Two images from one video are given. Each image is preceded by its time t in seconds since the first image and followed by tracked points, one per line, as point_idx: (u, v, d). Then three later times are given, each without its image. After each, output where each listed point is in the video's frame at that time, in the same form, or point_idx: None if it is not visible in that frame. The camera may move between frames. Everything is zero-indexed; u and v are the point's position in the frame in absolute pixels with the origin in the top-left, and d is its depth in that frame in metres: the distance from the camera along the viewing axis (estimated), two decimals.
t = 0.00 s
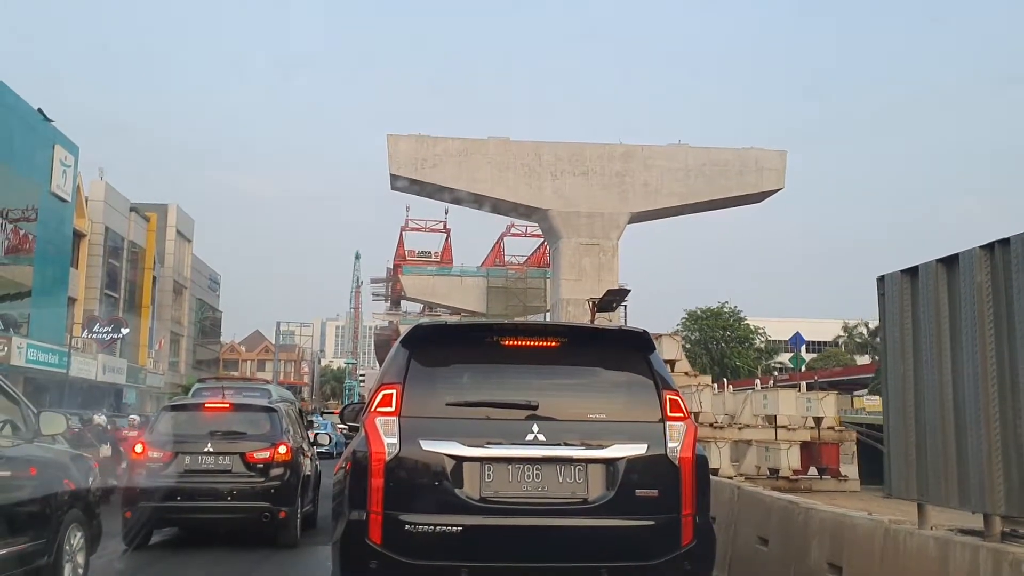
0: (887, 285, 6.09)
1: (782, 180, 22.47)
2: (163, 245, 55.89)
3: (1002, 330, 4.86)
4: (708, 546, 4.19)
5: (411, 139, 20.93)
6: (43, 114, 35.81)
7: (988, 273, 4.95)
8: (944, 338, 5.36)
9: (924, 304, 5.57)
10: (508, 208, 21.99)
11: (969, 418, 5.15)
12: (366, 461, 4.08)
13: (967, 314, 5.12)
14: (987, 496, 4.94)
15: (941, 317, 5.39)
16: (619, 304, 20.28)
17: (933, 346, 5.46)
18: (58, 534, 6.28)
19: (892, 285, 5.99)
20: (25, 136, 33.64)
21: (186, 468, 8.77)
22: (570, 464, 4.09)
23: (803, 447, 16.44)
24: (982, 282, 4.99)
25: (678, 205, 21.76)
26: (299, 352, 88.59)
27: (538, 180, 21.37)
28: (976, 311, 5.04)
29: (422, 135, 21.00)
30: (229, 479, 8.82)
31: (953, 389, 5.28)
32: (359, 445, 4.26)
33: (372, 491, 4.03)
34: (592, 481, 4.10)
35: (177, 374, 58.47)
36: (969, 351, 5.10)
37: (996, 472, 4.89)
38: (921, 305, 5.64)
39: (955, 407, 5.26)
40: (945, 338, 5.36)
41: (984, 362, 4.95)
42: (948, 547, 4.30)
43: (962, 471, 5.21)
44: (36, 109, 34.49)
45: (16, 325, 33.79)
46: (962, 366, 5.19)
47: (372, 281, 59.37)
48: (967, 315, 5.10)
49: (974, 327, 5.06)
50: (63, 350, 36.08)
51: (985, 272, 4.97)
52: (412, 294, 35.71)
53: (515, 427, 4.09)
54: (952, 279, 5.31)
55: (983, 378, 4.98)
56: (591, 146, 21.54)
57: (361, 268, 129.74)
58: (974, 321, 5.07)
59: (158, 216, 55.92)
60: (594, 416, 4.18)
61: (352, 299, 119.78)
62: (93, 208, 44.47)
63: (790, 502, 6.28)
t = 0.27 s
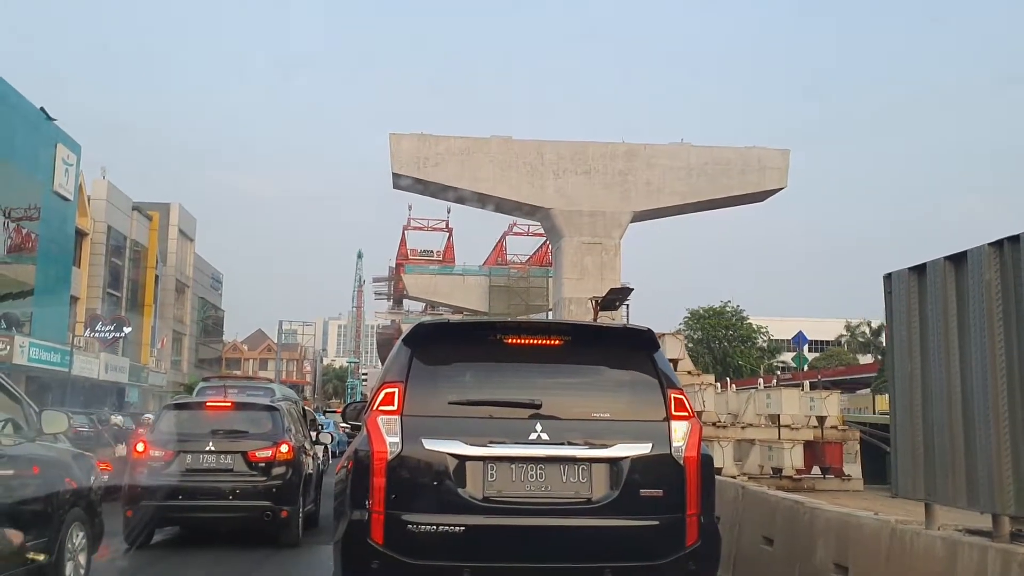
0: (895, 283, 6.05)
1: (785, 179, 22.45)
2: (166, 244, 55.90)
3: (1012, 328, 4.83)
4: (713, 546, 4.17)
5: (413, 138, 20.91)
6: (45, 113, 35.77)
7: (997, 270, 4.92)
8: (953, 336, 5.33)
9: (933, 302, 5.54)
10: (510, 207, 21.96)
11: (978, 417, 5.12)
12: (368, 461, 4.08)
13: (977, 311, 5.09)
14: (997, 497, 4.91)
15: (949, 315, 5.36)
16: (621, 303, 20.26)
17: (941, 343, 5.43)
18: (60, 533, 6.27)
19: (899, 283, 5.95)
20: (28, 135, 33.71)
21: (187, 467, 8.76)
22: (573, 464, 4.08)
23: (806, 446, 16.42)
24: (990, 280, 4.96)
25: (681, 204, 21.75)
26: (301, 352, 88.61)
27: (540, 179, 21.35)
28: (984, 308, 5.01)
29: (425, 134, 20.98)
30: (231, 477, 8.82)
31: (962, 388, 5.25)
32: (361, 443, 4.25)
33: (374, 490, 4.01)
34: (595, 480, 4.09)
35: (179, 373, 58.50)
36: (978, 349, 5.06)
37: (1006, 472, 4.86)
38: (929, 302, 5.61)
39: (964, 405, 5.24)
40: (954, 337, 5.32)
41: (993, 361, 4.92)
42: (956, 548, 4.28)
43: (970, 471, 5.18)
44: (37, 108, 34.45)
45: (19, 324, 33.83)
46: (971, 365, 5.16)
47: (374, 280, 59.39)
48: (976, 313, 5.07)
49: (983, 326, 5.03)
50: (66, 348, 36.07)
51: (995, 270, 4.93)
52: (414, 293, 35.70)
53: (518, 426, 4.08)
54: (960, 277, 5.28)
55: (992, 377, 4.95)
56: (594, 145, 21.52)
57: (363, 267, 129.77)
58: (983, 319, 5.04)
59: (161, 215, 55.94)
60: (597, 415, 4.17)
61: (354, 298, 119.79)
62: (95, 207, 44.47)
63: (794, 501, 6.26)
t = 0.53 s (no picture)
0: (901, 279, 6.00)
1: (786, 178, 22.44)
2: (167, 242, 55.91)
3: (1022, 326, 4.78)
4: (717, 545, 4.16)
5: (414, 136, 20.89)
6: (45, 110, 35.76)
7: (1006, 267, 4.86)
8: (963, 334, 5.26)
9: (940, 299, 5.49)
10: (512, 206, 21.95)
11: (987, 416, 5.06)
12: (368, 459, 4.06)
13: (985, 307, 5.04)
14: (1006, 496, 4.86)
15: (957, 313, 5.32)
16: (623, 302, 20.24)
17: (950, 341, 5.37)
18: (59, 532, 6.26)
19: (906, 280, 5.91)
20: (30, 133, 33.72)
21: (187, 465, 8.76)
22: (576, 463, 4.07)
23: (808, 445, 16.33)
24: (1000, 277, 4.89)
25: (683, 202, 21.73)
26: (303, 350, 88.62)
27: (542, 177, 21.34)
28: (994, 306, 4.95)
29: (426, 132, 20.97)
30: (231, 476, 8.82)
31: (970, 385, 5.20)
32: (361, 442, 4.24)
33: (374, 489, 4.00)
34: (599, 480, 4.07)
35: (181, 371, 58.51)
36: (986, 346, 5.00)
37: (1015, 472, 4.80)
38: (937, 299, 5.55)
39: (974, 403, 5.18)
40: (962, 335, 5.28)
41: (1003, 359, 4.86)
42: (965, 551, 4.25)
43: (979, 469, 5.13)
44: (38, 106, 34.44)
45: (20, 322, 33.82)
46: (980, 363, 5.10)
47: (375, 279, 59.37)
48: (984, 311, 5.01)
49: (992, 323, 4.97)
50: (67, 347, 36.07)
51: (1004, 267, 4.87)
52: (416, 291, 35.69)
53: (521, 425, 4.07)
54: (969, 274, 5.23)
55: (1001, 375, 4.90)
56: (595, 144, 21.50)
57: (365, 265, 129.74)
58: (993, 316, 4.98)
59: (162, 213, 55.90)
60: (600, 414, 4.16)
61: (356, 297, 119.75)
62: (96, 205, 44.46)
63: (799, 500, 6.24)
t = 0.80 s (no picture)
0: (909, 277, 5.94)
1: (787, 178, 22.42)
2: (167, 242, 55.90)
3: None
4: (722, 547, 4.14)
5: (415, 136, 20.87)
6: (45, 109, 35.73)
7: (1016, 263, 4.78)
8: (971, 332, 5.20)
9: (949, 297, 5.42)
10: (512, 205, 21.93)
11: (996, 416, 4.99)
12: (368, 459, 4.05)
13: (995, 305, 4.96)
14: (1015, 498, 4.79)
15: (966, 311, 5.25)
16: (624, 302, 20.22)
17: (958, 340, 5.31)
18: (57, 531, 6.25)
19: (914, 278, 5.85)
20: (30, 132, 33.72)
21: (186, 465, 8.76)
22: (579, 463, 4.05)
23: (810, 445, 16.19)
24: (1010, 274, 4.81)
25: (684, 202, 21.71)
26: (303, 350, 88.60)
27: (542, 177, 21.32)
28: (1003, 303, 4.88)
29: (427, 131, 20.95)
30: (230, 476, 8.81)
31: (979, 384, 5.13)
32: (361, 442, 4.23)
33: (374, 490, 3.99)
34: (602, 481, 4.06)
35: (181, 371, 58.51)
36: (996, 344, 4.93)
37: None
38: (946, 297, 5.48)
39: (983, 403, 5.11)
40: (972, 333, 5.20)
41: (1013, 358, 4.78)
42: (975, 554, 4.22)
43: (988, 471, 5.07)
44: (39, 105, 34.41)
45: (21, 322, 33.82)
46: (989, 362, 5.04)
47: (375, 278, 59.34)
48: (994, 309, 4.94)
49: (1001, 322, 4.90)
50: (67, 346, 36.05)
51: (1014, 265, 4.79)
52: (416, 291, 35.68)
53: (523, 425, 4.05)
54: (978, 271, 5.16)
55: (1010, 374, 4.82)
56: (596, 144, 21.49)
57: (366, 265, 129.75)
58: (1001, 314, 4.91)
59: (163, 213, 55.90)
60: (603, 413, 4.14)
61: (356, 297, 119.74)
62: (97, 204, 44.44)
63: (803, 501, 6.22)
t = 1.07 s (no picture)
0: (916, 277, 5.89)
1: (788, 178, 22.42)
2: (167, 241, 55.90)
3: None
4: (725, 549, 4.12)
5: (416, 136, 20.85)
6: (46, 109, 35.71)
7: None
8: (981, 331, 5.13)
9: (958, 295, 5.37)
10: (513, 205, 21.92)
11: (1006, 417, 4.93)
12: (367, 460, 4.03)
13: (1006, 304, 4.90)
14: None
15: (976, 310, 5.19)
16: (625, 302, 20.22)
17: (967, 339, 5.24)
18: (54, 529, 6.24)
19: (923, 277, 5.79)
20: (30, 132, 33.68)
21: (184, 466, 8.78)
22: (581, 465, 4.03)
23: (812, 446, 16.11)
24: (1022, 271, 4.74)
25: (684, 202, 21.71)
26: (303, 350, 88.64)
27: (543, 177, 21.30)
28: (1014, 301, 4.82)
29: (427, 131, 20.93)
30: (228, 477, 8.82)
31: (988, 383, 5.06)
32: (360, 443, 4.21)
33: (373, 491, 3.97)
34: (605, 483, 4.04)
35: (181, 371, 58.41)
36: (1006, 344, 4.86)
37: None
38: (954, 296, 5.43)
39: (991, 403, 5.06)
40: (982, 333, 5.14)
41: None
42: (984, 558, 4.18)
43: (997, 472, 5.01)
44: (40, 104, 34.39)
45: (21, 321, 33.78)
46: (999, 361, 4.97)
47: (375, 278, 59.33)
48: (1004, 308, 4.88)
49: (1012, 320, 4.83)
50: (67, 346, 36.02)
51: None
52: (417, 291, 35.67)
53: (525, 425, 4.04)
54: (988, 270, 5.10)
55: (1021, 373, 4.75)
56: (597, 143, 21.48)
57: (365, 265, 129.84)
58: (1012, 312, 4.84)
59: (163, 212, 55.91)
60: (606, 414, 4.12)
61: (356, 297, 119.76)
62: (96, 204, 44.43)
63: (807, 502, 6.21)
